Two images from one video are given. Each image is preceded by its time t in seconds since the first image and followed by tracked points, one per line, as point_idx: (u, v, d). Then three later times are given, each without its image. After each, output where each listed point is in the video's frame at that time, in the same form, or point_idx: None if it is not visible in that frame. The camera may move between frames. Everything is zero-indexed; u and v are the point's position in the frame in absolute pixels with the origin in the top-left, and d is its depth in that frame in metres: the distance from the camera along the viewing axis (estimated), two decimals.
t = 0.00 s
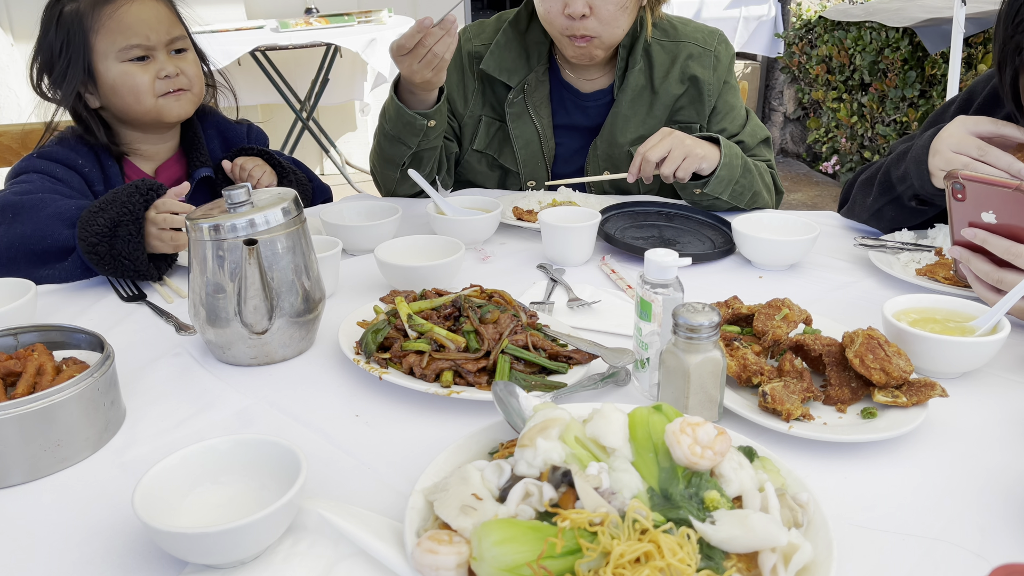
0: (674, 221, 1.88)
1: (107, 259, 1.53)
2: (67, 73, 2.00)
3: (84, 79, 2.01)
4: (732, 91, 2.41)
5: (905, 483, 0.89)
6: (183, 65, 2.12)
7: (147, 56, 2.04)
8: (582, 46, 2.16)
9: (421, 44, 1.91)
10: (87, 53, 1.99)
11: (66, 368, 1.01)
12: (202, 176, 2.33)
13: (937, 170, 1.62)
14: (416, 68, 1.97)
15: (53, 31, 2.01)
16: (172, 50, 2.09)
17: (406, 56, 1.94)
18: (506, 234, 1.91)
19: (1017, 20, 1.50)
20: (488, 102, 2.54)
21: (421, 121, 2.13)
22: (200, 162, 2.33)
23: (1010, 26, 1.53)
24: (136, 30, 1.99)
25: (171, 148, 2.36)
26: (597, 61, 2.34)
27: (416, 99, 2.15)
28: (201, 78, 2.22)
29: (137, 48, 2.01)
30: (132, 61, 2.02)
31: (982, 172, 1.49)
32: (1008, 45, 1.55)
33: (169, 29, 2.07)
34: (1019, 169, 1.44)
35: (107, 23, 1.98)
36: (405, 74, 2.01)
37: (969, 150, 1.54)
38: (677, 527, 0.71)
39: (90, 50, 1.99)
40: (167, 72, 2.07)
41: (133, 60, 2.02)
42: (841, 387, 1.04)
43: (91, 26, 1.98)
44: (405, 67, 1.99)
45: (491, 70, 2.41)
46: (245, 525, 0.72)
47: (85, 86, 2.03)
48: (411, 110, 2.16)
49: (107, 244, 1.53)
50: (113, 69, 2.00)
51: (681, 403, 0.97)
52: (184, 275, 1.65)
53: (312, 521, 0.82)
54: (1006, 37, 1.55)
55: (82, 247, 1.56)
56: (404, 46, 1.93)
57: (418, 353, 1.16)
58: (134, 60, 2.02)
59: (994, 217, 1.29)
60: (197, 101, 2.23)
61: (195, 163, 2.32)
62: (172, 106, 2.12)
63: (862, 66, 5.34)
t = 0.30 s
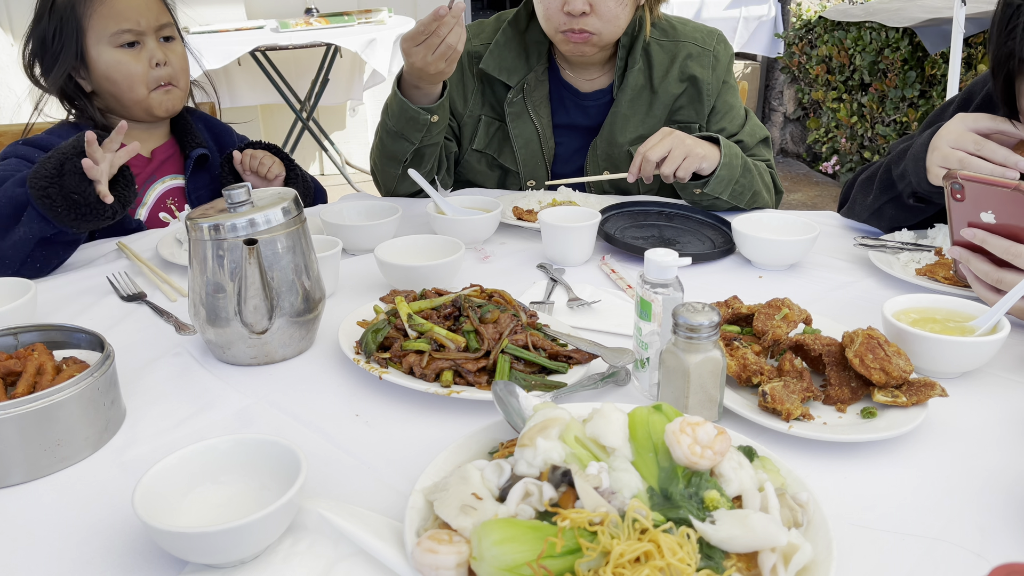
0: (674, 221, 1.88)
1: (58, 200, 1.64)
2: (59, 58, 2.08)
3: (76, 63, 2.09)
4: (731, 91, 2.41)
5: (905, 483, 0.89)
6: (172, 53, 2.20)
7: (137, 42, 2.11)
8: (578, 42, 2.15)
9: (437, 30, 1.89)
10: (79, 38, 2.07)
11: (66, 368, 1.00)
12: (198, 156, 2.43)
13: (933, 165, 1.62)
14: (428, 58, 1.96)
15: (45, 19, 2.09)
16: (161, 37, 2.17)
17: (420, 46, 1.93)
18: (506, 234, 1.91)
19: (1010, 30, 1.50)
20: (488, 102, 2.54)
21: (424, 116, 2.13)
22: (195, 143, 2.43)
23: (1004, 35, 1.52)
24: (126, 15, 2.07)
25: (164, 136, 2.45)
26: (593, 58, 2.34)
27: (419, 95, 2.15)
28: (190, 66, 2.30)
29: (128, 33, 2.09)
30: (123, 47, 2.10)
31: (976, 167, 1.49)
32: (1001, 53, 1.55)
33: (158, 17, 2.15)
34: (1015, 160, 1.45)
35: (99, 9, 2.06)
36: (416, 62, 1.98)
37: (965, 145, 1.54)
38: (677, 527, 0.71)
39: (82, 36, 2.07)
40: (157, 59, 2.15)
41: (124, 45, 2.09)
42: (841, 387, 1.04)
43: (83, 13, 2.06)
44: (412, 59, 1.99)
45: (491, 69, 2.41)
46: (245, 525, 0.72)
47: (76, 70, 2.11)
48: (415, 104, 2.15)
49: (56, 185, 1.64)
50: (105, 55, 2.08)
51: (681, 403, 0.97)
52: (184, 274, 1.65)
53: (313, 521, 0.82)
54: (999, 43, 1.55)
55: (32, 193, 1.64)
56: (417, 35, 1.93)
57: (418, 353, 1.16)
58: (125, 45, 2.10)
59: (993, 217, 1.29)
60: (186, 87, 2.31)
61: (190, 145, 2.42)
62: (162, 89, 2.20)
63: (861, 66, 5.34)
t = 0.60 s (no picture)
0: (674, 221, 1.88)
1: None
2: (54, 53, 2.20)
3: (71, 58, 2.20)
4: (732, 91, 2.41)
5: (905, 484, 0.89)
6: (166, 50, 2.30)
7: (131, 39, 2.22)
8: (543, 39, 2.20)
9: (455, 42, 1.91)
10: (74, 34, 2.18)
11: (66, 368, 1.00)
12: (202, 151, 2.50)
13: (930, 156, 1.62)
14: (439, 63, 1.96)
15: (44, 17, 2.21)
16: (156, 36, 2.28)
17: (438, 53, 1.93)
18: (505, 234, 1.91)
19: (1002, 39, 1.50)
20: (488, 102, 2.54)
21: (434, 123, 2.13)
22: (199, 138, 2.50)
23: (996, 43, 1.52)
24: (121, 13, 2.18)
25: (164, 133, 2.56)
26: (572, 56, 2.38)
27: (429, 101, 2.15)
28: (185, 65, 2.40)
29: (122, 31, 2.20)
30: (116, 43, 2.20)
31: (969, 158, 1.50)
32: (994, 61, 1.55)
33: (154, 16, 2.26)
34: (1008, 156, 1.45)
35: (95, 7, 2.17)
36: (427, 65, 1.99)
37: (964, 138, 1.55)
38: (677, 527, 0.71)
39: (77, 31, 2.18)
40: (150, 54, 2.24)
41: (118, 42, 2.20)
42: (841, 387, 1.04)
43: (80, 11, 2.17)
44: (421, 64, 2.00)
45: (490, 69, 2.44)
46: (245, 525, 0.72)
47: (70, 65, 2.22)
48: (424, 110, 2.15)
49: None
50: (99, 50, 2.18)
51: (681, 403, 0.97)
52: (184, 274, 1.65)
53: (313, 521, 0.82)
54: (993, 51, 1.54)
55: None
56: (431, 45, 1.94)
57: (418, 353, 1.16)
58: (119, 42, 2.20)
59: (991, 219, 1.29)
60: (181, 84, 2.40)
61: (194, 138, 2.49)
62: (153, 85, 2.29)
63: (861, 66, 5.34)
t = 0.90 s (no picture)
0: (674, 221, 1.88)
1: None
2: (42, 54, 2.21)
3: (59, 58, 2.21)
4: (726, 92, 2.38)
5: (904, 484, 0.89)
6: (155, 55, 2.31)
7: (119, 41, 2.23)
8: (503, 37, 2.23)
9: (423, 77, 1.95)
10: (63, 35, 2.19)
11: (66, 368, 1.00)
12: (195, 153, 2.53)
13: (927, 163, 1.63)
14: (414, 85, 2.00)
15: (35, 16, 2.23)
16: (145, 39, 2.28)
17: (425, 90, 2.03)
18: (505, 234, 1.91)
19: (1002, 35, 1.48)
20: (482, 101, 2.53)
21: (421, 131, 2.14)
22: (192, 140, 2.53)
23: (997, 39, 1.50)
24: (110, 15, 2.18)
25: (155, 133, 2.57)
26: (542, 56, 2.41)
27: (416, 108, 2.16)
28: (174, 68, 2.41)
29: (110, 33, 2.20)
30: (104, 46, 2.20)
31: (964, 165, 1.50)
32: (997, 57, 1.53)
33: (143, 19, 2.26)
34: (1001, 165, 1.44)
35: (84, 9, 2.17)
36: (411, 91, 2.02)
37: (958, 145, 1.55)
38: (677, 527, 0.71)
39: (67, 32, 2.19)
40: (138, 58, 2.26)
41: (106, 44, 2.20)
42: (841, 387, 1.04)
43: (69, 12, 2.17)
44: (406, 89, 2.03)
45: (479, 70, 2.40)
46: (245, 525, 0.72)
47: (58, 65, 2.23)
48: (412, 120, 2.16)
49: None
50: (87, 52, 2.19)
51: (681, 403, 0.97)
52: (184, 274, 1.65)
53: (313, 521, 0.82)
54: (993, 47, 1.53)
55: None
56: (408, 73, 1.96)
57: (418, 353, 1.16)
58: (107, 44, 2.21)
59: (990, 220, 1.29)
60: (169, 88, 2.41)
61: (187, 140, 2.53)
62: (141, 88, 2.31)
63: (861, 66, 5.34)
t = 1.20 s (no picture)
0: (674, 221, 1.88)
1: None
2: (11, 69, 2.14)
3: (33, 71, 2.15)
4: (712, 88, 2.38)
5: (904, 484, 0.89)
6: (130, 64, 2.30)
7: (98, 53, 2.21)
8: (501, 47, 2.22)
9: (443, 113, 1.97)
10: (37, 48, 2.13)
11: (67, 368, 1.01)
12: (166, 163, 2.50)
13: (933, 172, 1.62)
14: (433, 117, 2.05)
15: None
16: (119, 49, 2.26)
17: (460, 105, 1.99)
18: (505, 234, 1.91)
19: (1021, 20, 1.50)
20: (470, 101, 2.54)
21: (442, 147, 2.11)
22: (163, 150, 2.50)
23: (1015, 26, 1.52)
24: (89, 28, 2.16)
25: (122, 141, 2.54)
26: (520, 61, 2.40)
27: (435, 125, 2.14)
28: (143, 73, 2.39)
29: (90, 46, 2.18)
30: (83, 58, 2.18)
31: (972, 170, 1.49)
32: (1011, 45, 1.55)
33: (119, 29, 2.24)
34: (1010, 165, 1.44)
35: (60, 21, 2.13)
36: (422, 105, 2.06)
37: (963, 150, 1.54)
38: (677, 527, 0.71)
39: (41, 44, 2.13)
40: (117, 70, 2.25)
41: (85, 57, 2.18)
42: (841, 387, 1.04)
43: (43, 24, 2.12)
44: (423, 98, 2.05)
45: (459, 72, 2.43)
46: (244, 525, 0.72)
47: (28, 77, 2.17)
48: (428, 134, 2.13)
49: None
50: (67, 65, 2.16)
51: (681, 403, 0.97)
52: (184, 274, 1.65)
53: (313, 521, 0.82)
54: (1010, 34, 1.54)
55: None
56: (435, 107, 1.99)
57: (418, 353, 1.16)
58: (85, 56, 2.19)
59: (992, 218, 1.29)
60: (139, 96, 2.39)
61: (158, 151, 2.50)
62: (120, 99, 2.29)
63: (861, 66, 5.34)
